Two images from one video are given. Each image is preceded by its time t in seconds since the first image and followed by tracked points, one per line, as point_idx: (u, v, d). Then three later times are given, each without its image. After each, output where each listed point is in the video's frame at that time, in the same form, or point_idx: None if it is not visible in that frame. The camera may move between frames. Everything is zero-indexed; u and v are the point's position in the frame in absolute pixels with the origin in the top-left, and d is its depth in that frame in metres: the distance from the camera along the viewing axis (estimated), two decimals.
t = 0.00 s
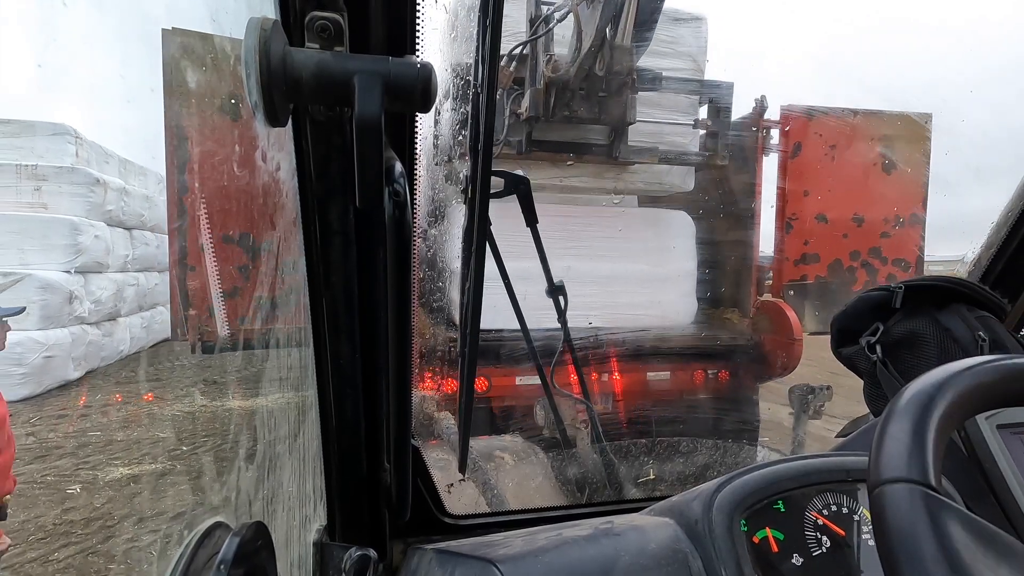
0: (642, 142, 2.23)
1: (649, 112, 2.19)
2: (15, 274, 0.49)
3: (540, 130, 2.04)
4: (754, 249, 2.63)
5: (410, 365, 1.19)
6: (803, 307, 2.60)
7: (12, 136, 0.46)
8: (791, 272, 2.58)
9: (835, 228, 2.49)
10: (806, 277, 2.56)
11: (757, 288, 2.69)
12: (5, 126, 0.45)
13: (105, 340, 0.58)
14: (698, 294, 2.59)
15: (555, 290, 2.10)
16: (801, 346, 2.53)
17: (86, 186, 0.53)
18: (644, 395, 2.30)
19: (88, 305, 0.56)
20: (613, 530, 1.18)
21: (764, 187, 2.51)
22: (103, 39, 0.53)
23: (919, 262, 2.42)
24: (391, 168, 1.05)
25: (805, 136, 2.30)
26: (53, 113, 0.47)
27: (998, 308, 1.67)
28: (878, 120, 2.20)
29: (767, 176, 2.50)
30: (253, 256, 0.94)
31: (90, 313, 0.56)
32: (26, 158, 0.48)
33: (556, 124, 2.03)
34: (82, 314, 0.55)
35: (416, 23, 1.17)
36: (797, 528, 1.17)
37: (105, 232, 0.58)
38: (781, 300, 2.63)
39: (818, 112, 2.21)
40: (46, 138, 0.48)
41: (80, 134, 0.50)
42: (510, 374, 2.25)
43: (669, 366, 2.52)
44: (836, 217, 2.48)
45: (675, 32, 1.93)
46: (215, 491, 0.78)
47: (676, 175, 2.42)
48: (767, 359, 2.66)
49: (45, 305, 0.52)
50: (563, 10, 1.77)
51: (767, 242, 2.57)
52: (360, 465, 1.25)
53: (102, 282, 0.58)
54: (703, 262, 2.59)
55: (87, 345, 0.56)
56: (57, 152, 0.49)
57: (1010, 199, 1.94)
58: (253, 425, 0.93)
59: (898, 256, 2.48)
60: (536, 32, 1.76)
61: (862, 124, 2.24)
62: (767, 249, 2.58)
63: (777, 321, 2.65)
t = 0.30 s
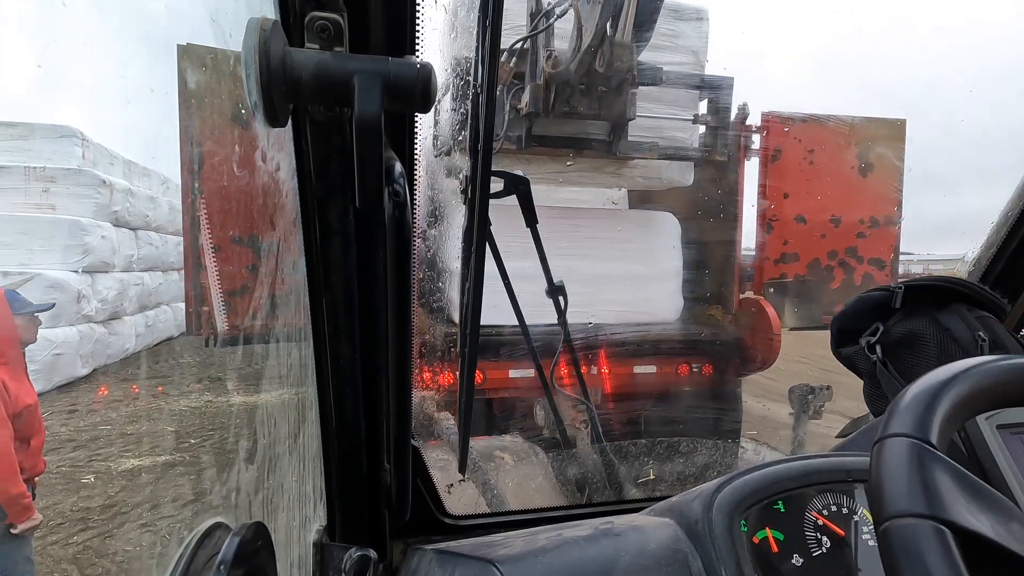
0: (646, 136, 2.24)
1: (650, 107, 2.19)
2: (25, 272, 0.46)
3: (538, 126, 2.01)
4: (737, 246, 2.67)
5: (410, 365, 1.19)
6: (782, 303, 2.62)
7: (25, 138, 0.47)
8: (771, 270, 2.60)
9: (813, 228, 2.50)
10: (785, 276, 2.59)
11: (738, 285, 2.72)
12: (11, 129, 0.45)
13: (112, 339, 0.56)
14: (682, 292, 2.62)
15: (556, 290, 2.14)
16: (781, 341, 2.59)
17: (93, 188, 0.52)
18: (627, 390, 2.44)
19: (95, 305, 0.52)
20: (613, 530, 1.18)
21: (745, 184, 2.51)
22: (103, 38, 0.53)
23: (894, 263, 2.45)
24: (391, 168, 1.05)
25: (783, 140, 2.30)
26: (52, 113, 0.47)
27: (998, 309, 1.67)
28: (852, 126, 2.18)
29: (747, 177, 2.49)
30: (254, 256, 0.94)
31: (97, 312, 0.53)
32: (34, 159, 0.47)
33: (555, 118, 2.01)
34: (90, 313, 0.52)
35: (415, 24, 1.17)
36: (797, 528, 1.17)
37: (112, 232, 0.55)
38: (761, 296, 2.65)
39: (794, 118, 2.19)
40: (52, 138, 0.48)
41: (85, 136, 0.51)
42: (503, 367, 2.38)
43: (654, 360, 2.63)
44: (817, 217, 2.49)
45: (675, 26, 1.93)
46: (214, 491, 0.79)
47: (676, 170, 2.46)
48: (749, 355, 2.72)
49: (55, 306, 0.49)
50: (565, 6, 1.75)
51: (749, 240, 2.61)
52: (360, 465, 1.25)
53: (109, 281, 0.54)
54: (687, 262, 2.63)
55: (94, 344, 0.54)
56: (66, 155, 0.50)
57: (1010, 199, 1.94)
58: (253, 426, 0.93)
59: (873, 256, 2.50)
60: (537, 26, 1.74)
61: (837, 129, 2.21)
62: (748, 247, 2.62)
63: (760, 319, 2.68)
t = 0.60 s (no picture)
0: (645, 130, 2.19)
1: (652, 103, 2.15)
2: (36, 273, 0.47)
3: (537, 120, 2.00)
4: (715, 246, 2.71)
5: (410, 364, 1.20)
6: (755, 302, 2.74)
7: (33, 143, 0.47)
8: (747, 271, 2.68)
9: (785, 230, 2.60)
10: (759, 275, 2.67)
11: (716, 285, 2.76)
12: (21, 134, 0.45)
13: (118, 338, 0.58)
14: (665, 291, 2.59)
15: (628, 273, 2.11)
16: (753, 337, 2.72)
17: (102, 191, 0.52)
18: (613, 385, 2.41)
19: (104, 305, 0.53)
20: (612, 530, 1.18)
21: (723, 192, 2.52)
22: (103, 38, 0.53)
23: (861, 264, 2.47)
24: (392, 167, 1.05)
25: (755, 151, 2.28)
26: (53, 114, 0.47)
27: (998, 309, 1.67)
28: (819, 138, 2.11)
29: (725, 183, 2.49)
30: (253, 254, 0.94)
31: (105, 311, 0.54)
32: (44, 163, 0.48)
33: (557, 115, 1.96)
34: (98, 312, 0.53)
35: (417, 23, 1.17)
36: (796, 529, 1.17)
37: (120, 235, 0.55)
38: (733, 297, 2.74)
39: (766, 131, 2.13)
40: (59, 143, 0.49)
41: (92, 139, 0.51)
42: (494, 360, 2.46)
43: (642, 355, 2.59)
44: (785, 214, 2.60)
45: (680, 21, 1.91)
46: (214, 489, 0.80)
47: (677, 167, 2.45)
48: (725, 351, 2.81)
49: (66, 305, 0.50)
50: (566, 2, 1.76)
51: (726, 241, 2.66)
52: (360, 464, 1.25)
53: (116, 281, 0.55)
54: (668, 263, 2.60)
55: (103, 341, 0.56)
56: (73, 159, 0.50)
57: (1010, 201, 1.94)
58: (252, 425, 0.93)
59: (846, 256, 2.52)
60: (538, 21, 1.82)
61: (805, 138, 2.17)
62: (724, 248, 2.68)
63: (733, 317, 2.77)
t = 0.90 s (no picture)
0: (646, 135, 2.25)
1: (653, 105, 2.17)
2: (52, 269, 0.52)
3: (539, 122, 2.02)
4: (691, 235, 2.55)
5: (410, 364, 1.20)
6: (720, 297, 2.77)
7: (47, 145, 0.50)
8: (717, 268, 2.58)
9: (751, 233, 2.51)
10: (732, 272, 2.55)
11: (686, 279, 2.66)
12: (33, 135, 0.49)
13: (131, 332, 0.62)
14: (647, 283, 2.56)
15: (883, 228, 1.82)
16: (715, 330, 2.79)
17: (114, 192, 0.56)
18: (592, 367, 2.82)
19: (115, 301, 0.57)
20: (612, 531, 1.18)
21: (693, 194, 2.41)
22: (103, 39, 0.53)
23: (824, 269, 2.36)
24: (392, 168, 1.04)
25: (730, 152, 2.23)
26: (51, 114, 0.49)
27: (999, 312, 1.67)
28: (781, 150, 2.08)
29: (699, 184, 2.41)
30: (253, 254, 0.94)
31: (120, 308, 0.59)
32: (58, 165, 0.52)
33: (557, 117, 2.03)
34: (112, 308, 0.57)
35: (418, 24, 1.17)
36: (796, 530, 1.17)
37: (131, 233, 0.58)
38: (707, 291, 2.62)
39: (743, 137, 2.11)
40: (71, 145, 0.51)
41: (104, 142, 0.54)
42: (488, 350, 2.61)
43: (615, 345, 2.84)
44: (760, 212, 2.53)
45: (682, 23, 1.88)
46: (213, 490, 0.80)
47: (677, 168, 2.45)
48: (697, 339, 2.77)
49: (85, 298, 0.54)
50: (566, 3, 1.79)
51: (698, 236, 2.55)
52: (359, 465, 1.25)
53: (128, 279, 0.59)
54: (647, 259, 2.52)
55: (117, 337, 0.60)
56: (85, 161, 0.53)
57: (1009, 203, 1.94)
58: (252, 426, 0.93)
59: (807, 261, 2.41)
60: (540, 23, 1.80)
61: (754, 144, 2.15)
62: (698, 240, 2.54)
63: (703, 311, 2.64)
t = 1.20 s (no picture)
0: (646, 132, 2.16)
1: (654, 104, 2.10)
2: (73, 271, 0.51)
3: (539, 121, 1.95)
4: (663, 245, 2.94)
5: (409, 365, 1.20)
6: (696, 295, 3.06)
7: (64, 151, 0.50)
8: (688, 268, 2.97)
9: (722, 234, 2.81)
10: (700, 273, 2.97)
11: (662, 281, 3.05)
12: (55, 143, 0.49)
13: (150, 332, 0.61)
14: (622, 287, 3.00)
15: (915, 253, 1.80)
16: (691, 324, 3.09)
17: (129, 198, 0.56)
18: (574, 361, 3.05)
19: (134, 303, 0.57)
20: (613, 530, 1.18)
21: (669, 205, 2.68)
22: (101, 40, 0.53)
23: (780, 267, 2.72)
24: (391, 168, 1.05)
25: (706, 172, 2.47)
26: (50, 116, 0.48)
27: (997, 309, 1.67)
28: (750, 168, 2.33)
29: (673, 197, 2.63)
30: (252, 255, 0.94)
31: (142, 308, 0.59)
32: (76, 171, 0.51)
33: (557, 116, 1.96)
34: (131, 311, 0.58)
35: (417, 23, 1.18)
36: (797, 528, 1.17)
37: (144, 237, 0.59)
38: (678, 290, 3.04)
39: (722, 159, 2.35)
40: (88, 152, 0.52)
41: (118, 149, 0.55)
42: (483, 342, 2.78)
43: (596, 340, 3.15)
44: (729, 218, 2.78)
45: (682, 23, 1.92)
46: (214, 491, 0.81)
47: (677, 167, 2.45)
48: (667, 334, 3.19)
49: (101, 301, 0.53)
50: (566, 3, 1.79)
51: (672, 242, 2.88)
52: (359, 466, 1.24)
53: (144, 281, 0.59)
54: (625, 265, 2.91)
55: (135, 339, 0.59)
56: (102, 166, 0.54)
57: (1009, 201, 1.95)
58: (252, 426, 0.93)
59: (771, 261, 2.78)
60: (540, 22, 1.79)
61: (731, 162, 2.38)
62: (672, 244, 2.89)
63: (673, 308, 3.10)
